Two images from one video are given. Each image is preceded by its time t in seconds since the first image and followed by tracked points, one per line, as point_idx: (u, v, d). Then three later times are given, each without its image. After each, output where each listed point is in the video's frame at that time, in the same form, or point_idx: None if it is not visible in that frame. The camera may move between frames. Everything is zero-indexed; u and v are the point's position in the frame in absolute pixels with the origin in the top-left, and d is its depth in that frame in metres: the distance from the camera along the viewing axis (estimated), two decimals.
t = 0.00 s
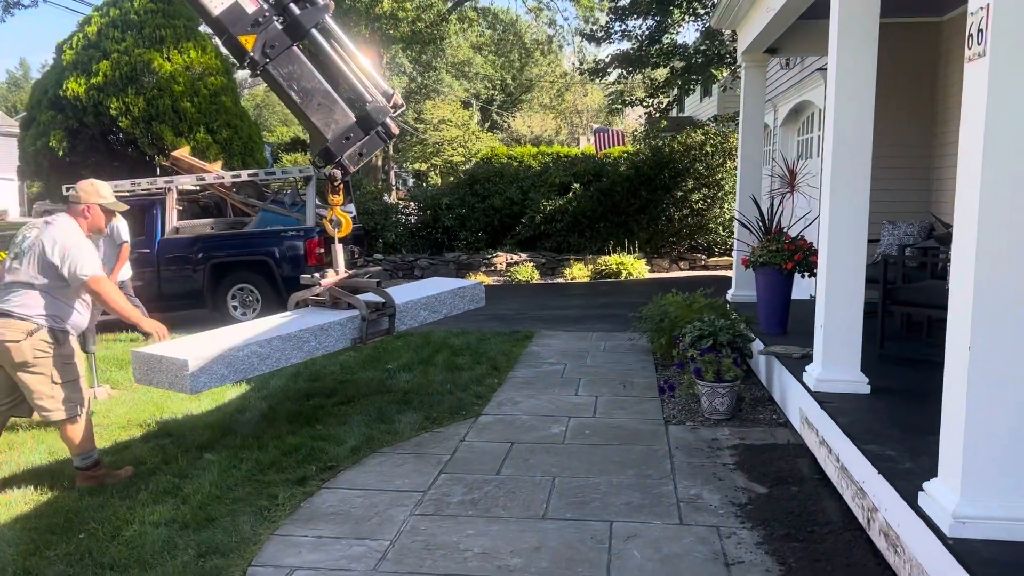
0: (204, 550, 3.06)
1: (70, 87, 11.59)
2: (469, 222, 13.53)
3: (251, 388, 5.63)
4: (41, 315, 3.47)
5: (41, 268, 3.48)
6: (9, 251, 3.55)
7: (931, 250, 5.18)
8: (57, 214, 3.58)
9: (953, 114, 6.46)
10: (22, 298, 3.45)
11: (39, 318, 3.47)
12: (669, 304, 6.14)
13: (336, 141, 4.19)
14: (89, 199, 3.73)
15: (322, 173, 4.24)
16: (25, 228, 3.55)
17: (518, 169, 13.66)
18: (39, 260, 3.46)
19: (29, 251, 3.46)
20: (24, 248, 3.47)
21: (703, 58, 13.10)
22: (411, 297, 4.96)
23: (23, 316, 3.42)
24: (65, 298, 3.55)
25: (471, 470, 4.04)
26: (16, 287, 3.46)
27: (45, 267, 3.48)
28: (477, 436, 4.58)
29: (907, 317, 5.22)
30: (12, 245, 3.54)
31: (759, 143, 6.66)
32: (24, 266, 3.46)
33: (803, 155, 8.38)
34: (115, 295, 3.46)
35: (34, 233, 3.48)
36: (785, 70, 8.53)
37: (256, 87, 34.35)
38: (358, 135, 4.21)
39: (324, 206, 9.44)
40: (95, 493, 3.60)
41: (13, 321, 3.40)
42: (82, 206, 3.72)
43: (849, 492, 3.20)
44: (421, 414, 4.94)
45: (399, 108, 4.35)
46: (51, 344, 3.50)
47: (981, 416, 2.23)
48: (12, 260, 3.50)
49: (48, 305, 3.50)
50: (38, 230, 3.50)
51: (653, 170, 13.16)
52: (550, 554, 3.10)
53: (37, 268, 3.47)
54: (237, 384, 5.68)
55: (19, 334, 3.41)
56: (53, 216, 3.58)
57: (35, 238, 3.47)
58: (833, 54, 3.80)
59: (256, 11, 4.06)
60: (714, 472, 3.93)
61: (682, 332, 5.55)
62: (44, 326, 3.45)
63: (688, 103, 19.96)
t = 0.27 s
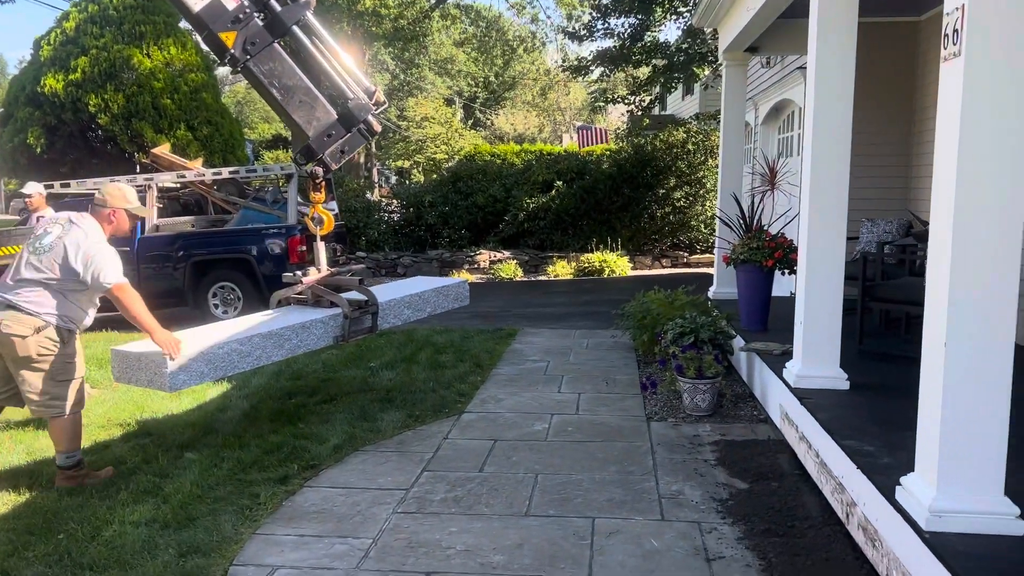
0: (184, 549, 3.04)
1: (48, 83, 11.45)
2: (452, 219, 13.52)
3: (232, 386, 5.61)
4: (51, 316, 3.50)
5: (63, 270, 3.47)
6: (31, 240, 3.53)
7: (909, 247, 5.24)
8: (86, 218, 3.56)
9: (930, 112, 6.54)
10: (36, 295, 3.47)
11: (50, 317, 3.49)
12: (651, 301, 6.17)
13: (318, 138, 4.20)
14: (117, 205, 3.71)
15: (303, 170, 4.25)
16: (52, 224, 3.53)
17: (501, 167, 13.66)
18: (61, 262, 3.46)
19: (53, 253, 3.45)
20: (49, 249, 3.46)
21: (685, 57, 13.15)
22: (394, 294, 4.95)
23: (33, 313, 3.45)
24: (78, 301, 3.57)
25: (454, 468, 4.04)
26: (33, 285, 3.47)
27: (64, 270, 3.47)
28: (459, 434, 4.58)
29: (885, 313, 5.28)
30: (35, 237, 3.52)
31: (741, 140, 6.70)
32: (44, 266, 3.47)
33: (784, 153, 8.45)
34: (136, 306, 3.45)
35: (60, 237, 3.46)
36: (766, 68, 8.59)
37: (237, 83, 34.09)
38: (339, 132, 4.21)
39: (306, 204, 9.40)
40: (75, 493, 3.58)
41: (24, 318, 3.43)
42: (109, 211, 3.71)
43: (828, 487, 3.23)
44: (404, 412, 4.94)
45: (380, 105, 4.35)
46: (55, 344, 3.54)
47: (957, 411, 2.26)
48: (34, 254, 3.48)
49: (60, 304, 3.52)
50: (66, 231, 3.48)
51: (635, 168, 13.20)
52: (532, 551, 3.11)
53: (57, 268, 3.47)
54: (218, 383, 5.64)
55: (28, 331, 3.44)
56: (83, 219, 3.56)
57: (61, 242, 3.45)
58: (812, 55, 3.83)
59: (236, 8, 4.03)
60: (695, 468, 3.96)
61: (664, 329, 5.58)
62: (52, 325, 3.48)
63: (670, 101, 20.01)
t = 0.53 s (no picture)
0: (164, 550, 3.02)
1: (24, 80, 11.29)
2: (434, 217, 13.49)
3: (212, 385, 5.57)
4: (36, 315, 3.47)
5: (47, 269, 3.43)
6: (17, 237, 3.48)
7: (887, 244, 5.30)
8: (72, 217, 3.51)
9: (907, 111, 6.62)
10: (20, 293, 3.43)
11: (33, 315, 3.46)
12: (633, 298, 6.20)
13: (297, 135, 4.15)
14: (104, 205, 3.69)
15: (283, 168, 4.21)
16: (38, 221, 3.48)
17: (483, 164, 13.66)
18: (45, 260, 3.41)
19: (38, 251, 3.40)
20: (34, 247, 3.41)
21: (666, 55, 13.20)
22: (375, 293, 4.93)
23: (16, 311, 3.42)
24: (63, 302, 3.54)
25: (435, 466, 4.04)
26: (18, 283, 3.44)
27: (49, 269, 3.44)
28: (441, 431, 4.58)
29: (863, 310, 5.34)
30: (21, 234, 3.48)
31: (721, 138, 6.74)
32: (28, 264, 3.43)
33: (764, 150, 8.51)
34: (115, 308, 3.38)
35: (45, 235, 3.41)
36: (746, 66, 8.64)
37: (217, 80, 33.83)
38: (319, 129, 4.17)
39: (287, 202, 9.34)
40: (52, 494, 3.55)
41: (8, 317, 3.39)
42: (97, 210, 3.69)
43: (807, 482, 3.26)
44: (386, 410, 4.93)
45: (360, 102, 4.33)
46: (39, 343, 3.51)
47: (932, 406, 2.29)
48: (20, 251, 3.44)
49: (44, 303, 3.48)
50: (51, 229, 3.43)
51: (616, 165, 13.24)
52: (513, 548, 3.11)
53: (42, 267, 3.43)
54: (198, 382, 5.60)
55: (12, 329, 3.41)
56: (68, 217, 3.51)
57: (45, 240, 3.40)
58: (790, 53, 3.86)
59: (213, 4, 4.01)
60: (675, 464, 3.98)
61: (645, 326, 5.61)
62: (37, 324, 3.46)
63: (652, 98, 20.06)
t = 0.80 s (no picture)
0: (135, 552, 2.98)
1: None
2: (408, 213, 13.42)
3: (184, 384, 5.50)
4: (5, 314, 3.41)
5: (14, 268, 3.37)
6: None
7: (857, 239, 5.37)
8: (40, 214, 3.45)
9: (877, 107, 6.71)
10: None
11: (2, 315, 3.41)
12: (607, 294, 6.22)
13: (268, 132, 4.10)
14: (73, 201, 3.62)
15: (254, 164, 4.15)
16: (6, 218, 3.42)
17: (457, 161, 13.62)
18: (13, 258, 3.35)
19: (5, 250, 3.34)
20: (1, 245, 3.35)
21: (639, 51, 13.23)
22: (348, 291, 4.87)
23: None
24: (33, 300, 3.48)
25: (411, 463, 4.02)
26: None
27: (17, 268, 3.37)
28: (416, 429, 4.56)
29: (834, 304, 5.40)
30: None
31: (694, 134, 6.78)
32: None
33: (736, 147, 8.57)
34: (78, 307, 3.32)
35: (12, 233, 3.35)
36: (718, 63, 8.70)
37: (186, 75, 33.32)
38: (292, 126, 4.12)
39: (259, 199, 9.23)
40: (20, 496, 3.48)
41: None
42: (66, 207, 3.62)
43: (780, 475, 3.30)
44: (360, 408, 4.90)
45: (334, 98, 4.27)
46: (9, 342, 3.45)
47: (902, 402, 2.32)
48: None
49: (13, 303, 3.42)
50: (19, 226, 3.37)
51: (590, 161, 13.27)
52: (490, 545, 3.11)
53: (10, 265, 3.37)
54: (169, 382, 5.52)
55: None
56: (36, 214, 3.45)
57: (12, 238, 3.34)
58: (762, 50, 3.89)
59: None
60: (650, 458, 4.01)
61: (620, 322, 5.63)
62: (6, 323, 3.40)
63: (625, 94, 20.11)
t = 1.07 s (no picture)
0: (95, 554, 2.91)
1: None
2: (371, 208, 13.30)
3: (144, 382, 5.40)
4: None
5: None
6: None
7: (817, 230, 5.45)
8: None
9: (835, 101, 6.82)
10: None
11: None
12: (572, 287, 6.25)
13: (227, 126, 4.04)
14: (22, 197, 3.54)
15: (213, 158, 4.12)
16: None
17: (420, 155, 13.55)
18: None
19: None
20: None
21: (602, 45, 13.27)
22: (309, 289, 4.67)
23: None
24: None
25: (378, 459, 4.00)
26: None
27: None
28: (382, 425, 4.53)
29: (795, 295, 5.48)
30: None
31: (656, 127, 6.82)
32: None
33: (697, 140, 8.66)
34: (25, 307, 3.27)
35: None
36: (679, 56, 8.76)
37: (143, 68, 32.62)
38: (251, 119, 4.07)
39: (218, 194, 9.07)
40: None
41: None
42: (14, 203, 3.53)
43: (744, 464, 3.35)
44: (325, 405, 4.85)
45: (293, 91, 4.23)
46: None
47: (863, 389, 2.37)
48: None
49: None
50: None
51: (554, 155, 13.30)
52: (457, 539, 3.10)
53: None
54: (128, 380, 5.42)
55: None
56: None
57: None
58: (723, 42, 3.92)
59: None
60: (617, 449, 4.03)
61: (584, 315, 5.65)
62: None
63: (588, 88, 20.18)
